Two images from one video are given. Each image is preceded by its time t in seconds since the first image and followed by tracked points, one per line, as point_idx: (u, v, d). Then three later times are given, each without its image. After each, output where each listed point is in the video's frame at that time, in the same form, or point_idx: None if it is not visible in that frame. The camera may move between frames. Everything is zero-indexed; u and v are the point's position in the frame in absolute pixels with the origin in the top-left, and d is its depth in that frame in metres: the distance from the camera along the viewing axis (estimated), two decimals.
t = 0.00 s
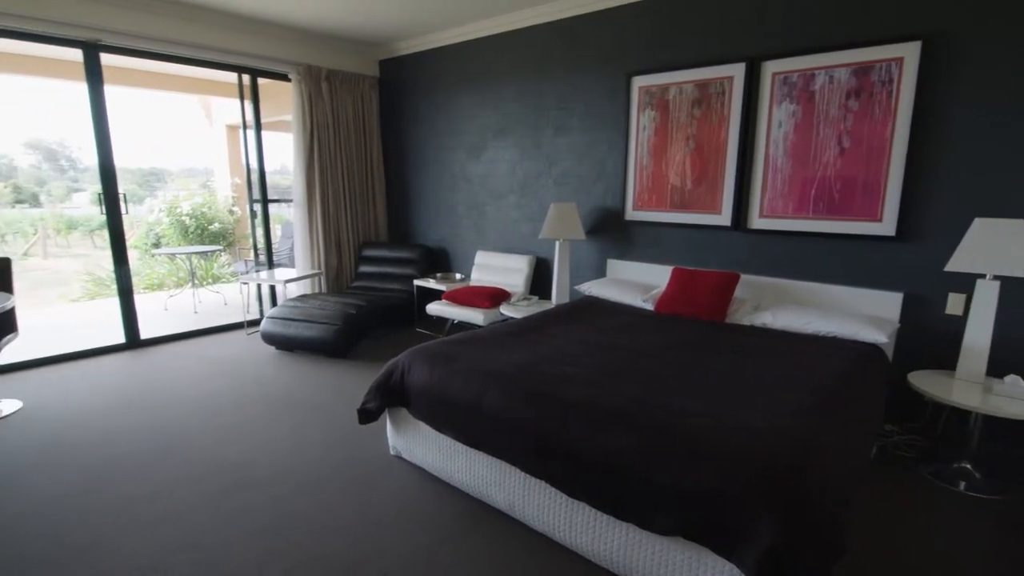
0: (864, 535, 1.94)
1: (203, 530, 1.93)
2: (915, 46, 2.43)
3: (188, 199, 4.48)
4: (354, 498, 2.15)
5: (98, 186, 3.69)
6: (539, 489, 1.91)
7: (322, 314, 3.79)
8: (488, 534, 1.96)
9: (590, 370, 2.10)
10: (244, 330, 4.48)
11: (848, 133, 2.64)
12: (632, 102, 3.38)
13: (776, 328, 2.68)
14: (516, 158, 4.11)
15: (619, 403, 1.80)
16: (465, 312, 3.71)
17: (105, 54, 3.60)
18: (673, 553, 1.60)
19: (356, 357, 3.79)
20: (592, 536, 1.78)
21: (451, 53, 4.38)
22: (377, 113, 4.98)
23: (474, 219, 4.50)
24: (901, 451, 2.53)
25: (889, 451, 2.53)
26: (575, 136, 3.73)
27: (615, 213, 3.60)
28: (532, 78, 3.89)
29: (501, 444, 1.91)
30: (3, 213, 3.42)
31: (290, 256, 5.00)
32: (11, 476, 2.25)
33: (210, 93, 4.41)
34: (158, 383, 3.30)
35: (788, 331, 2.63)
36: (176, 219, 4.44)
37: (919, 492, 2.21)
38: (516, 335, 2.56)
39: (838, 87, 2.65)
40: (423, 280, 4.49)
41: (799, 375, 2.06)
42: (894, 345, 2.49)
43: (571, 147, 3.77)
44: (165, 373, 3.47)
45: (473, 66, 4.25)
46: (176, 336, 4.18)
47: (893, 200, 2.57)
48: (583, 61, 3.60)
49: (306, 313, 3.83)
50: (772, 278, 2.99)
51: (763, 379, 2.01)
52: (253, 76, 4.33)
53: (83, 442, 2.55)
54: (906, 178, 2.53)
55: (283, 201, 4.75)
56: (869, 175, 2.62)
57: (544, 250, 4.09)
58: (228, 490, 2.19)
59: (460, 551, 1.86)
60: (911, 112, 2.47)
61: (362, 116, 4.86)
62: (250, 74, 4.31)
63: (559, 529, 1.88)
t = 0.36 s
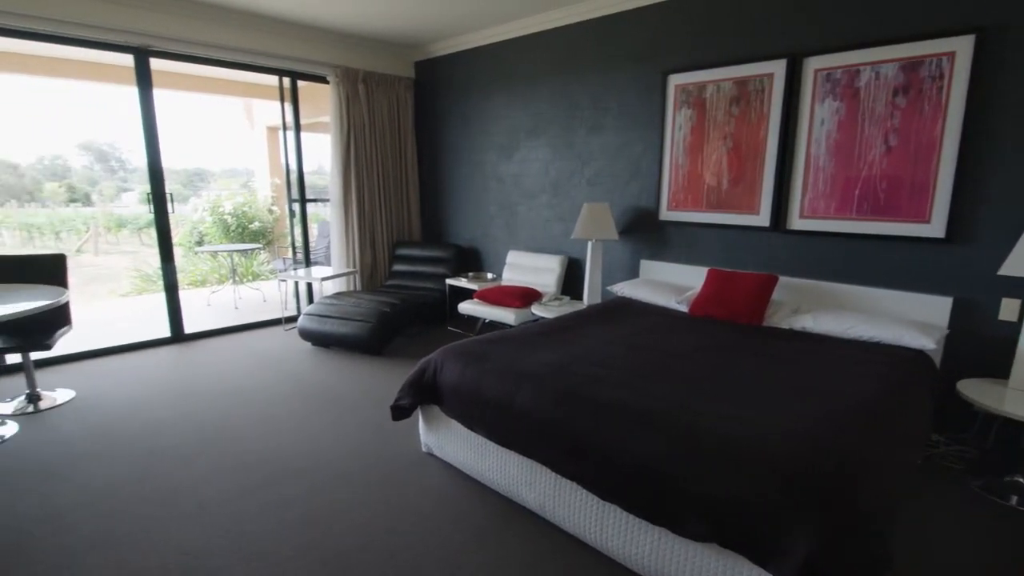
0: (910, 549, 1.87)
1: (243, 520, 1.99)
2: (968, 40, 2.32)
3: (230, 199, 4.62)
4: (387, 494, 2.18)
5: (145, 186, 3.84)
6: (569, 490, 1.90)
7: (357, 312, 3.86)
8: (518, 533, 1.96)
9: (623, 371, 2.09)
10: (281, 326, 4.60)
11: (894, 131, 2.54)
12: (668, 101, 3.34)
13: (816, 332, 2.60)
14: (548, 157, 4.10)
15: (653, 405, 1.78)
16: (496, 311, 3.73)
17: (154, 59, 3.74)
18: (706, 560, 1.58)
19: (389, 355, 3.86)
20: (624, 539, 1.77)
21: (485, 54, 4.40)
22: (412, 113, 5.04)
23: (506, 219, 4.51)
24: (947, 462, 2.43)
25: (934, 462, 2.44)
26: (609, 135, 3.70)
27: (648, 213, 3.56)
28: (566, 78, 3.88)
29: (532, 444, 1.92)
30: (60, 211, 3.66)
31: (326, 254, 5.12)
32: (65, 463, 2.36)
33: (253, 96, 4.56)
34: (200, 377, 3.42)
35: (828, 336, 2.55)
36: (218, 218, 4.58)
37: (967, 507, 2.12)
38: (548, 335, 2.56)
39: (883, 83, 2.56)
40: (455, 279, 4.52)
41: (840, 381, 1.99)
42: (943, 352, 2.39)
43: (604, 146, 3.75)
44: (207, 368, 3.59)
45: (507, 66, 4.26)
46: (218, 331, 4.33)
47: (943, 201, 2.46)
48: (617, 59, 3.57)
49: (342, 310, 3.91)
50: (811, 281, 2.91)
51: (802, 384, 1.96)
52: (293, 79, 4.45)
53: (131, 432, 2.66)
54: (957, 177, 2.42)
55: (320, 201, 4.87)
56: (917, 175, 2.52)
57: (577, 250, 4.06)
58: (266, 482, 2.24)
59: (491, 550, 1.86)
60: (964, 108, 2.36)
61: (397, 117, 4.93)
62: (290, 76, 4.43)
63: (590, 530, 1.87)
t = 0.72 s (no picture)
0: (961, 565, 1.78)
1: (282, 511, 2.05)
2: None
3: (272, 198, 4.75)
4: (421, 490, 2.21)
5: (192, 186, 3.99)
6: (603, 492, 1.89)
7: (392, 310, 3.93)
8: (550, 534, 1.96)
9: (658, 373, 2.06)
10: (319, 322, 4.71)
11: (948, 128, 2.44)
12: (708, 99, 3.28)
13: (861, 337, 2.51)
14: (584, 157, 4.08)
15: (689, 408, 1.75)
16: (530, 311, 3.73)
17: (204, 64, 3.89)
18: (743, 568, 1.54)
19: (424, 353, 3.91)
20: (658, 543, 1.74)
21: (521, 54, 4.41)
22: (448, 113, 5.09)
23: (540, 218, 4.52)
24: (1002, 476, 2.31)
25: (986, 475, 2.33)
26: (645, 134, 3.66)
27: (685, 213, 3.51)
28: (602, 76, 3.85)
29: (565, 444, 1.91)
30: (113, 209, 3.84)
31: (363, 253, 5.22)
32: (118, 450, 2.47)
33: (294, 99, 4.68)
34: (243, 370, 3.54)
35: (874, 341, 2.46)
36: (261, 216, 4.73)
37: None
38: (582, 335, 2.55)
39: (937, 78, 2.45)
40: (489, 278, 4.54)
41: (887, 388, 1.92)
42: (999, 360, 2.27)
43: (641, 145, 3.70)
44: (249, 362, 3.70)
45: (543, 65, 4.26)
46: (260, 327, 4.47)
47: (1000, 201, 2.34)
48: (655, 57, 3.53)
49: (378, 308, 3.98)
50: (856, 284, 2.81)
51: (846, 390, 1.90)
52: (334, 81, 4.55)
53: (178, 422, 2.77)
54: (1017, 177, 2.30)
55: (358, 201, 4.97)
56: (972, 174, 2.40)
57: (611, 250, 4.03)
58: (304, 474, 2.30)
59: (523, 550, 1.87)
60: None
61: (433, 117, 4.98)
62: (331, 79, 4.53)
63: (623, 533, 1.85)
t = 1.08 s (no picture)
0: None
1: (323, 502, 2.10)
2: None
3: (315, 198, 4.83)
4: (457, 487, 2.23)
5: (240, 186, 4.14)
6: (640, 496, 1.87)
7: (430, 308, 3.97)
8: (586, 536, 1.94)
9: (699, 377, 2.02)
10: (360, 319, 4.82)
11: (1013, 125, 2.30)
12: (754, 96, 3.19)
13: (914, 344, 2.40)
14: (624, 156, 4.03)
15: (730, 413, 1.71)
16: (567, 311, 3.71)
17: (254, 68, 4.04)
18: None
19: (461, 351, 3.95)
20: (697, 551, 1.71)
21: (562, 53, 4.40)
22: (487, 113, 5.12)
23: (578, 218, 4.49)
24: None
25: None
26: (687, 133, 3.59)
27: (728, 214, 3.42)
28: (644, 75, 3.81)
29: (602, 446, 1.89)
30: (167, 208, 4.07)
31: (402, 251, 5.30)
32: (171, 438, 2.59)
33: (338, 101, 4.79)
34: (286, 364, 3.65)
35: (929, 348, 2.35)
36: (305, 216, 4.84)
37: None
38: (620, 336, 2.52)
39: (1001, 73, 2.32)
40: (527, 278, 4.54)
41: (943, 397, 1.83)
42: None
43: (682, 144, 3.63)
44: (292, 356, 3.82)
45: (583, 65, 4.24)
46: (303, 322, 4.61)
47: None
48: (698, 54, 3.46)
49: (417, 306, 4.04)
50: (910, 289, 2.69)
51: (899, 400, 1.82)
52: (376, 83, 4.65)
53: (227, 413, 2.88)
54: None
55: (398, 200, 5.06)
56: None
57: (651, 250, 3.97)
58: (344, 467, 2.36)
59: (558, 550, 1.86)
60: None
61: (473, 117, 5.02)
62: (374, 81, 4.64)
63: (661, 539, 1.82)
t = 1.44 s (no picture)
0: None
1: (366, 494, 2.16)
2: None
3: (360, 198, 4.89)
4: (498, 485, 2.25)
5: (291, 186, 4.30)
6: (684, 502, 1.83)
7: (472, 307, 4.01)
8: (626, 539, 1.93)
9: (745, 382, 1.97)
10: (403, 317, 4.91)
11: None
12: (807, 93, 3.08)
13: (981, 353, 2.26)
14: (669, 156, 3.97)
15: (779, 420, 1.66)
16: (608, 312, 3.68)
17: (306, 72, 4.18)
18: None
19: (501, 350, 3.97)
20: (743, 561, 1.67)
21: (606, 52, 4.36)
22: (530, 113, 5.13)
23: (621, 218, 4.45)
24: None
25: None
26: (736, 132, 3.50)
27: (778, 214, 3.32)
28: (691, 72, 3.73)
29: (642, 449, 1.87)
30: (222, 208, 4.22)
31: (445, 250, 5.37)
32: (225, 428, 2.71)
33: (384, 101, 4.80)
34: (333, 359, 3.76)
35: (997, 358, 2.21)
36: (351, 214, 4.91)
37: None
38: (664, 338, 2.48)
39: None
40: (568, 278, 4.52)
41: (1013, 411, 1.72)
42: None
43: (730, 143, 3.54)
44: (339, 351, 3.93)
45: (628, 63, 4.20)
46: (349, 319, 4.73)
47: None
48: (748, 50, 3.37)
49: (459, 305, 4.08)
50: (977, 295, 2.54)
51: (964, 411, 1.72)
52: (423, 85, 4.74)
53: (276, 405, 2.99)
54: None
55: (441, 200, 5.12)
56: None
57: (696, 251, 3.89)
58: (387, 461, 2.41)
59: (598, 552, 1.85)
60: None
61: (516, 117, 5.04)
62: (420, 83, 4.73)
63: (704, 547, 1.78)
